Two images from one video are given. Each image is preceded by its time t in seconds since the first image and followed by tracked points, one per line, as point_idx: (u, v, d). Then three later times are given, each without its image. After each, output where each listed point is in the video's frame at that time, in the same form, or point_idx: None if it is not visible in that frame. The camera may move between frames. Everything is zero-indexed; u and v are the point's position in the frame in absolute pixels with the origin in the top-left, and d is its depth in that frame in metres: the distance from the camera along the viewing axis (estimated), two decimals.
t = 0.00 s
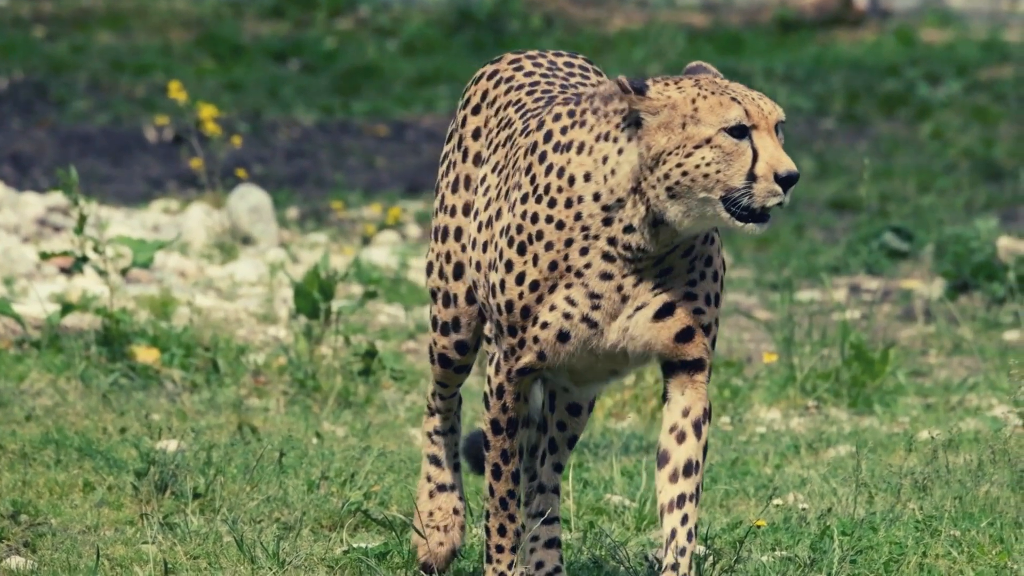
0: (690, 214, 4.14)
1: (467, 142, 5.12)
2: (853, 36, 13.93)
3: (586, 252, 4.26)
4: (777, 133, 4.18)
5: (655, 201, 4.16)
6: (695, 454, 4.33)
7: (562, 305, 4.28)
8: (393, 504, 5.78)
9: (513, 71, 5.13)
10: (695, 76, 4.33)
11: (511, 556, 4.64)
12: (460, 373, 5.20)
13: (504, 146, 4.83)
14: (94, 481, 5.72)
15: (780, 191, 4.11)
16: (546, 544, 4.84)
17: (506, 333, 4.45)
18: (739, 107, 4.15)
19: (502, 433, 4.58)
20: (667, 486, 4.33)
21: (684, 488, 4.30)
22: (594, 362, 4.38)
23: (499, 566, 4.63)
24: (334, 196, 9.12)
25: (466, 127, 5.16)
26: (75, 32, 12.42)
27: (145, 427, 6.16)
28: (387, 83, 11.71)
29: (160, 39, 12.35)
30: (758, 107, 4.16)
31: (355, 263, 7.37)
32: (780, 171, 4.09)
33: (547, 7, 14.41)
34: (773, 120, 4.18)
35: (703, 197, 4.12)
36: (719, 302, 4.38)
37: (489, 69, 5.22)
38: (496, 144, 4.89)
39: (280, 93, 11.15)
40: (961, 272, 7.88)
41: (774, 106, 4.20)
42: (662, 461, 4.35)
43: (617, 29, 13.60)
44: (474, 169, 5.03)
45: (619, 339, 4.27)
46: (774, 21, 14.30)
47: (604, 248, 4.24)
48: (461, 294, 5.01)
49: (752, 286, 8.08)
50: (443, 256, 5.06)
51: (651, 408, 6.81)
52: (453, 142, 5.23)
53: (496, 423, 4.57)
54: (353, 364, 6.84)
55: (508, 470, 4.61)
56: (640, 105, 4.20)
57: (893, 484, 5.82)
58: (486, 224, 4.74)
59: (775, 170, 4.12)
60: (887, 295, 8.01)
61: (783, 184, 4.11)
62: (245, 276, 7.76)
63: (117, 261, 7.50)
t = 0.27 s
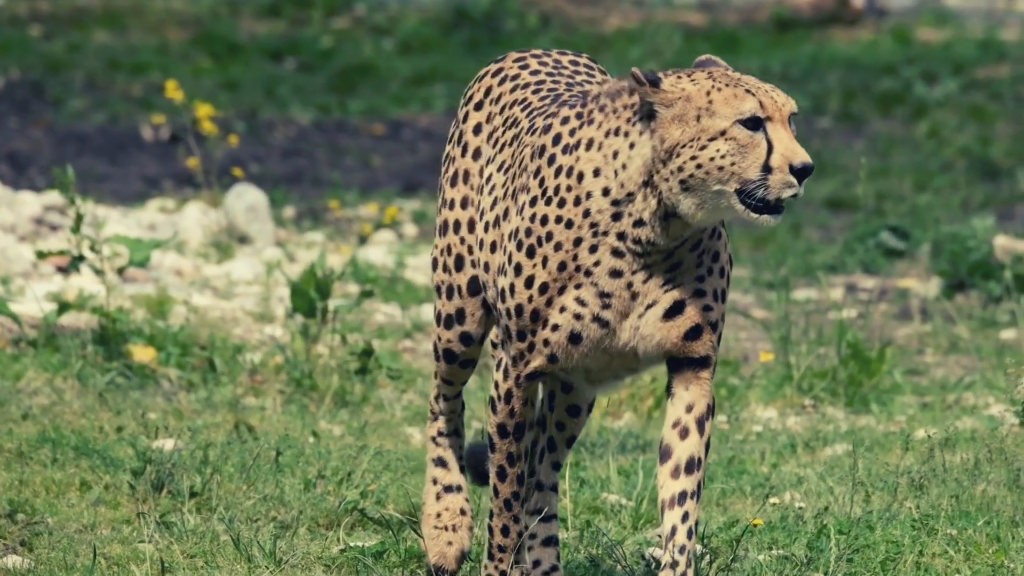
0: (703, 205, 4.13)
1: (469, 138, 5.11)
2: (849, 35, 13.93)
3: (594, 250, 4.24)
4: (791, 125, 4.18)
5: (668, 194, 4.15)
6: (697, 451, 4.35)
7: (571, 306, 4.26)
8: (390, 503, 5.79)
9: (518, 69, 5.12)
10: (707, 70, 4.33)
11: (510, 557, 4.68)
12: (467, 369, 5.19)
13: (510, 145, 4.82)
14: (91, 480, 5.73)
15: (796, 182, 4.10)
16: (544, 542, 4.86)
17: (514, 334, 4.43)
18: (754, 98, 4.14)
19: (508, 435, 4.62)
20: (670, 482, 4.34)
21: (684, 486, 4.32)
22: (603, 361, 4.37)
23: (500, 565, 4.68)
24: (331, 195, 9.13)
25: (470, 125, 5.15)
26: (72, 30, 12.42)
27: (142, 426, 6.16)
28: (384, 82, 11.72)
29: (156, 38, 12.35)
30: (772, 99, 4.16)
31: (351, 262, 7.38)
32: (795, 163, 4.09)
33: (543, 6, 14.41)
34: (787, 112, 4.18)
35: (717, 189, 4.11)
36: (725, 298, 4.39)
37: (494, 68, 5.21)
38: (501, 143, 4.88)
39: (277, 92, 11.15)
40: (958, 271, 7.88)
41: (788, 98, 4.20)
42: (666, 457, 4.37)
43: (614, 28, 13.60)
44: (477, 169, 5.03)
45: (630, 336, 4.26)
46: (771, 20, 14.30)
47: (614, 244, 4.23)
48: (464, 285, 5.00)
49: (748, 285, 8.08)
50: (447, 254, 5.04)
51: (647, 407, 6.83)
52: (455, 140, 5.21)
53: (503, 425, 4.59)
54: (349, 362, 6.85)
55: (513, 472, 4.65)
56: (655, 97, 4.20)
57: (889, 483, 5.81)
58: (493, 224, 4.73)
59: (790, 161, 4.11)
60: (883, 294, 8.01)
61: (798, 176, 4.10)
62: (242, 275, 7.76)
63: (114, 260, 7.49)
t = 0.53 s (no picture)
0: (715, 196, 4.14)
1: (467, 132, 5.12)
2: (846, 34, 13.93)
3: (605, 247, 4.25)
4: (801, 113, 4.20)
5: (679, 184, 4.16)
6: (698, 447, 4.35)
7: (580, 305, 4.27)
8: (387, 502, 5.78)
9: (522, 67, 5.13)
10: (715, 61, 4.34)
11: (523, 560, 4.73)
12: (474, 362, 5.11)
13: (515, 142, 4.83)
14: (87, 479, 5.72)
15: (807, 171, 4.13)
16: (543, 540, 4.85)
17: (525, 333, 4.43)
18: (765, 88, 4.16)
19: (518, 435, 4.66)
20: (670, 478, 4.35)
21: (684, 482, 4.33)
22: (614, 360, 4.38)
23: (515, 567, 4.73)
24: (327, 194, 9.13)
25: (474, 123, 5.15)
26: (68, 29, 12.43)
27: (138, 425, 6.15)
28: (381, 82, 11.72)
29: (153, 36, 12.36)
30: (782, 88, 4.17)
31: (348, 261, 7.38)
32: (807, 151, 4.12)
33: (540, 5, 14.41)
34: (797, 101, 4.20)
35: (729, 180, 4.13)
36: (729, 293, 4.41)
37: (495, 66, 5.23)
38: (506, 141, 4.89)
39: (274, 91, 11.16)
40: (955, 270, 7.88)
41: (797, 87, 4.22)
42: (668, 453, 4.37)
43: (610, 26, 13.61)
44: (478, 162, 5.02)
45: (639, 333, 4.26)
46: (768, 19, 14.31)
47: (625, 238, 4.23)
48: (466, 272, 4.97)
49: (745, 283, 8.08)
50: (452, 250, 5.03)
51: (643, 406, 6.82)
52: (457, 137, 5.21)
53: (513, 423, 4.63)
54: (346, 361, 6.84)
55: (524, 473, 4.69)
56: (666, 88, 4.21)
57: (886, 482, 5.81)
58: (501, 222, 4.74)
59: (802, 151, 4.14)
60: (880, 293, 8.01)
61: (810, 165, 4.13)
62: (238, 273, 7.75)
63: (110, 259, 7.49)
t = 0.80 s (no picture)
0: (724, 187, 4.10)
1: (465, 129, 5.10)
2: (840, 32, 13.94)
3: (615, 245, 4.20)
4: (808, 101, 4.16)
5: (688, 177, 4.12)
6: (698, 443, 4.35)
7: (593, 305, 4.21)
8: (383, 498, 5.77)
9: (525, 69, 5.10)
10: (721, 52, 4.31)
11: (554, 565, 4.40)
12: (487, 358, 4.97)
13: (519, 141, 4.81)
14: (82, 478, 5.72)
15: (817, 159, 4.09)
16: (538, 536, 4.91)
17: (536, 334, 4.38)
18: (772, 76, 4.12)
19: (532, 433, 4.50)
20: (670, 475, 4.35)
21: (683, 479, 4.33)
22: (628, 360, 4.33)
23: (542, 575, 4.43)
24: (322, 192, 9.13)
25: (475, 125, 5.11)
26: (62, 28, 12.43)
27: (133, 423, 6.15)
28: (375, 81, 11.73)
29: (147, 34, 12.36)
30: (790, 77, 4.14)
31: (343, 261, 7.39)
32: (816, 139, 4.07)
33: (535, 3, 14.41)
34: (804, 89, 4.16)
35: (739, 169, 4.09)
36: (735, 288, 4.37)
37: (494, 68, 5.22)
38: (509, 140, 4.87)
39: (268, 89, 11.16)
40: (949, 268, 7.89)
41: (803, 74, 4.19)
42: (668, 449, 4.37)
43: (605, 25, 13.61)
44: (478, 160, 4.99)
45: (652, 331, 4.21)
46: (763, 17, 14.31)
47: (634, 233, 4.18)
48: (470, 262, 4.94)
49: (739, 282, 8.09)
50: (455, 245, 5.01)
51: (638, 404, 6.82)
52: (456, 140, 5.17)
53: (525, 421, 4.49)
54: (341, 360, 6.84)
55: (540, 473, 4.48)
56: (673, 80, 4.17)
57: (881, 480, 5.81)
58: (507, 220, 4.71)
59: (811, 138, 4.10)
60: (875, 291, 8.02)
61: (820, 152, 4.09)
62: (233, 272, 7.76)
63: (105, 258, 7.49)
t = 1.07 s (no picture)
0: (729, 181, 4.08)
1: (463, 131, 5.04)
2: (835, 31, 13.94)
3: (622, 241, 4.17)
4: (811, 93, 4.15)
5: (691, 172, 4.10)
6: (696, 441, 4.36)
7: (604, 301, 4.18)
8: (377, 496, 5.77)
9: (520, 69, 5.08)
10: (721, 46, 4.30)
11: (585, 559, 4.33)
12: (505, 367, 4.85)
13: (518, 141, 4.79)
14: (76, 476, 5.72)
15: (820, 151, 4.08)
16: (530, 538, 4.99)
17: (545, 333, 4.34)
18: (775, 69, 4.11)
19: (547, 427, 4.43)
20: (668, 470, 4.36)
21: (679, 476, 4.34)
22: (638, 357, 4.30)
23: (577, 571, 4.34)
24: (317, 191, 9.13)
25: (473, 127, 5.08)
26: (57, 26, 12.45)
27: (128, 422, 6.15)
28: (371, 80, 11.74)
29: (142, 33, 12.37)
30: (792, 68, 4.13)
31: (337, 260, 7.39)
32: (820, 131, 4.06)
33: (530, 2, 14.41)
34: (806, 81, 4.15)
35: (743, 163, 4.07)
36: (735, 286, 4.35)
37: (491, 70, 5.18)
38: (509, 141, 4.84)
39: (263, 88, 11.17)
40: (944, 267, 7.89)
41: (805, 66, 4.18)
42: (667, 445, 4.37)
43: (600, 23, 13.61)
44: (478, 162, 4.95)
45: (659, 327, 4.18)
46: (757, 15, 14.31)
47: (640, 229, 4.16)
48: (473, 263, 4.89)
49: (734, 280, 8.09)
50: (456, 248, 4.96)
51: (633, 403, 6.82)
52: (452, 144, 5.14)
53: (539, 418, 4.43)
54: (335, 358, 6.84)
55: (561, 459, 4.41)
56: (676, 74, 4.16)
57: (875, 478, 5.81)
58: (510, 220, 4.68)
59: (814, 130, 4.09)
60: (870, 290, 8.02)
61: (823, 144, 4.08)
62: (227, 270, 7.76)
63: (99, 256, 7.49)
